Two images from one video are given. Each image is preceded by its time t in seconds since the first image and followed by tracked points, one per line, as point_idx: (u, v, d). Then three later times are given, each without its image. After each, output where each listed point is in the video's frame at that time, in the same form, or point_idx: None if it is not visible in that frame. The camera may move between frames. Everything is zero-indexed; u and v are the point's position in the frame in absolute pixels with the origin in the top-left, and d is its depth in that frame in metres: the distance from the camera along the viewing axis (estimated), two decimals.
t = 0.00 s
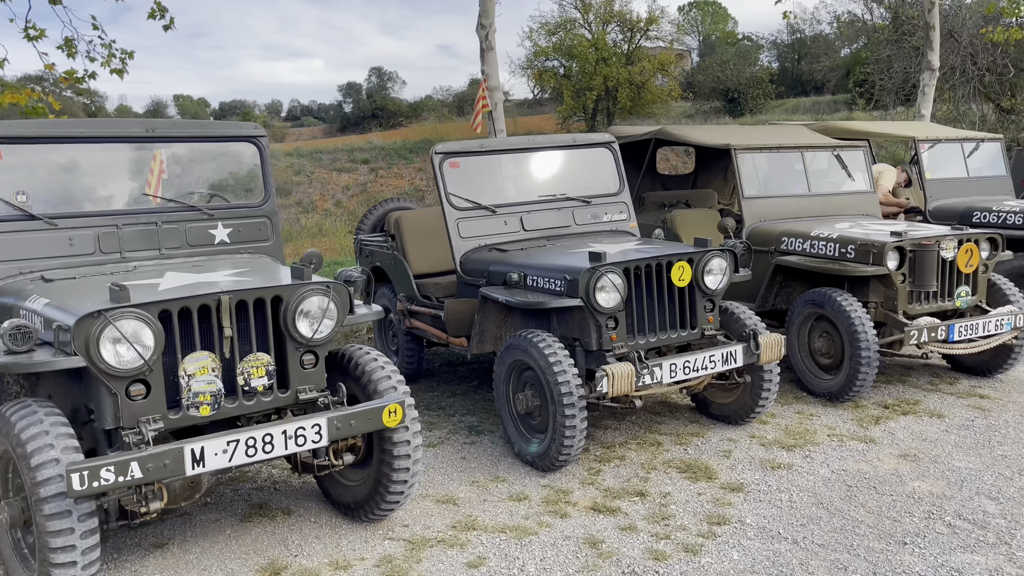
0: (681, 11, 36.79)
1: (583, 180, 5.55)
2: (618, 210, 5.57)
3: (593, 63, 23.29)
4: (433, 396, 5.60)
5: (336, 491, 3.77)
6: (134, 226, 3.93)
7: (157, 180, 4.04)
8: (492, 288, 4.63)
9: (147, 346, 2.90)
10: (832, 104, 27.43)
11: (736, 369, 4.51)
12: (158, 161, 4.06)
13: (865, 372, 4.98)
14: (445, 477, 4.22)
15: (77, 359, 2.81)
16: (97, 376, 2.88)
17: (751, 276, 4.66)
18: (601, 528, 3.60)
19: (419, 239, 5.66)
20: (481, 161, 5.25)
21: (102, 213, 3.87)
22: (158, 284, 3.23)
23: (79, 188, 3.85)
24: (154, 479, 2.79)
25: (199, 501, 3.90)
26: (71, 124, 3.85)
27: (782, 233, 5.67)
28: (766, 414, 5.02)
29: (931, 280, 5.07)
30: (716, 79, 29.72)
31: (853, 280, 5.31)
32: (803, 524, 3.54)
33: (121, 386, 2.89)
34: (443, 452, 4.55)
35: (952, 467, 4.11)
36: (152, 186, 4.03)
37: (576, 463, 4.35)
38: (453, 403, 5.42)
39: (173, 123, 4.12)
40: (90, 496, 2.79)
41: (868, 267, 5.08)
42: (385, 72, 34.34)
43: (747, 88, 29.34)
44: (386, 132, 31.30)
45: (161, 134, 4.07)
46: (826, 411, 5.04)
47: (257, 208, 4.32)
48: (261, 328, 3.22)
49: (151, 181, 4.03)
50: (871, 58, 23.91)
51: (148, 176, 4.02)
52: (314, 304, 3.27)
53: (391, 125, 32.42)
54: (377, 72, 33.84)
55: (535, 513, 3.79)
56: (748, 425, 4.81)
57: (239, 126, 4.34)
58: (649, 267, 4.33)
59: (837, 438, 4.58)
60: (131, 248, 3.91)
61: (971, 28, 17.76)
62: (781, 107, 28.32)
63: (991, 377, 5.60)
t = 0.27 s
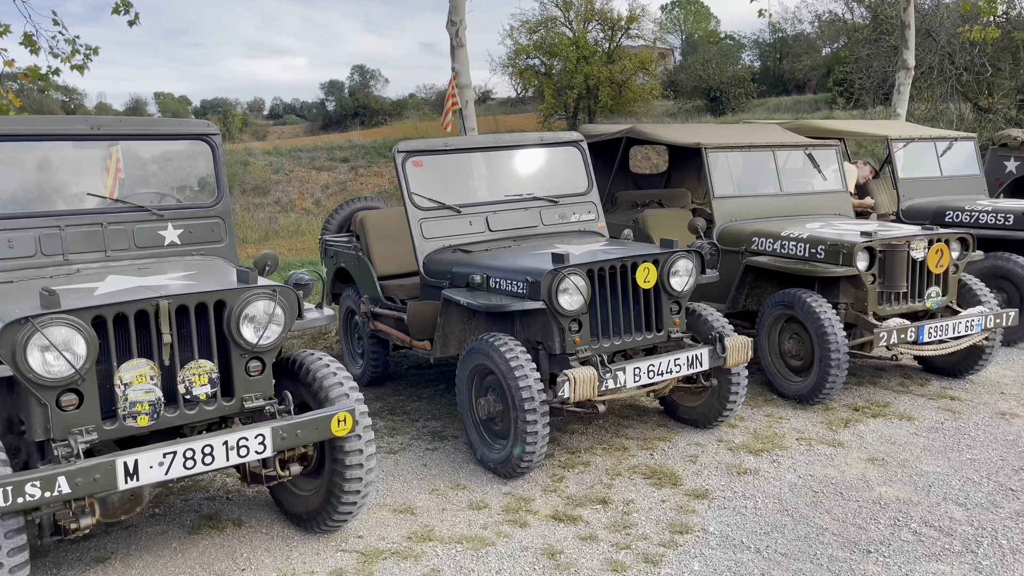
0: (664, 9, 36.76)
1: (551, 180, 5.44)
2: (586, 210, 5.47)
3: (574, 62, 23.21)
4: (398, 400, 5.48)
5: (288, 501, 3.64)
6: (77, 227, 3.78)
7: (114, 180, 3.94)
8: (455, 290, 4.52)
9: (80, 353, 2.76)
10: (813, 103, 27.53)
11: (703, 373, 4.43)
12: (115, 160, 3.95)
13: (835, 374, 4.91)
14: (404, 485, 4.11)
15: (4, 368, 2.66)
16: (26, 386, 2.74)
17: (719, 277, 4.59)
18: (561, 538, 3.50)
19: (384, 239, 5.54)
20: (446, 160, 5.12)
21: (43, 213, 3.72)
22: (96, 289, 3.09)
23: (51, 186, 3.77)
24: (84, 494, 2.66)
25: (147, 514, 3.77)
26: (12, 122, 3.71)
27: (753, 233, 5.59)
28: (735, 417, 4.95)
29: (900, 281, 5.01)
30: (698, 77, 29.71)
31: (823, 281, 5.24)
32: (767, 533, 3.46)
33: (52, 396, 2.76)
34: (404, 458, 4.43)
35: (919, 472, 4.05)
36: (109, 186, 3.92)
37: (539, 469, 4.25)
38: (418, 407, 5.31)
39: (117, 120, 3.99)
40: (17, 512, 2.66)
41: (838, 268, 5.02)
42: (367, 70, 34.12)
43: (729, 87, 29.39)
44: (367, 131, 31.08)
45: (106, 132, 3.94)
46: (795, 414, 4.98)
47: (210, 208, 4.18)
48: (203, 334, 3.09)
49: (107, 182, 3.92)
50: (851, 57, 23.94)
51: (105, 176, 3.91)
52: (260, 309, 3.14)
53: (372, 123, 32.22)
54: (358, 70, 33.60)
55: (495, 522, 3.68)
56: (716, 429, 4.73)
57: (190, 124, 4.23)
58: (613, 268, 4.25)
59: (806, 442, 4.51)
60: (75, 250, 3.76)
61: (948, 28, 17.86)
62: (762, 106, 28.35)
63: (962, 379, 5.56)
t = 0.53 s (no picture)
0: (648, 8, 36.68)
1: (523, 178, 5.33)
2: (559, 209, 5.36)
3: (558, 60, 23.10)
4: (368, 404, 5.35)
5: (243, 511, 3.51)
6: (23, 227, 3.63)
7: (72, 178, 3.84)
8: (421, 291, 4.39)
9: (10, 360, 2.61)
10: (797, 102, 27.54)
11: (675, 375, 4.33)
12: (73, 159, 3.85)
13: (811, 375, 4.82)
14: (367, 493, 3.98)
15: None
16: None
17: (692, 276, 4.49)
18: (525, 548, 3.38)
19: (353, 239, 5.41)
20: (414, 158, 4.99)
21: None
22: (32, 292, 2.95)
23: (28, 186, 3.72)
24: (12, 510, 2.51)
25: (95, 526, 3.62)
26: None
27: (728, 232, 5.50)
28: (710, 419, 4.85)
29: (876, 280, 4.94)
30: (683, 76, 29.64)
31: (799, 280, 5.16)
32: (737, 541, 3.35)
33: None
34: (369, 465, 4.30)
35: (895, 475, 3.96)
36: (65, 184, 3.82)
37: (507, 475, 4.13)
38: (387, 411, 5.18)
39: (66, 116, 3.88)
40: None
41: (813, 266, 4.93)
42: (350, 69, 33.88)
43: (714, 86, 29.37)
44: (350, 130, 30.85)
45: (54, 127, 3.82)
46: (771, 416, 4.89)
47: (164, 208, 4.03)
48: (146, 340, 2.94)
49: (65, 180, 3.82)
50: (834, 55, 23.92)
51: (63, 174, 3.82)
52: (207, 313, 3.00)
53: (356, 122, 31.98)
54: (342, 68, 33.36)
55: (458, 532, 3.56)
56: (690, 432, 4.63)
57: (143, 120, 4.08)
58: (583, 268, 4.13)
59: (780, 445, 4.42)
60: (19, 252, 3.61)
61: (929, 26, 17.88)
62: (747, 105, 28.31)
63: (939, 378, 5.48)
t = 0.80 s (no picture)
0: (635, 8, 36.61)
1: (495, 178, 5.19)
2: (532, 210, 5.23)
3: (543, 61, 23.00)
4: (336, 411, 5.20)
5: (195, 527, 3.36)
6: None
7: (28, 178, 3.71)
8: (387, 296, 4.26)
9: None
10: (784, 102, 27.51)
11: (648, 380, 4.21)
12: (30, 159, 3.72)
13: (788, 379, 4.72)
14: (328, 506, 3.84)
15: None
16: None
17: (665, 279, 4.38)
18: (489, 563, 3.25)
19: (320, 242, 5.27)
20: (381, 158, 4.85)
21: None
22: None
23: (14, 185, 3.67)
24: None
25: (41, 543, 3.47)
26: None
27: (705, 233, 5.42)
28: (685, 425, 4.74)
29: (854, 282, 4.84)
30: (670, 76, 29.57)
31: (776, 282, 5.06)
32: (709, 554, 3.24)
33: None
34: (333, 475, 4.17)
35: (872, 483, 3.85)
36: (21, 184, 3.69)
37: (475, 486, 4.00)
38: (356, 419, 5.04)
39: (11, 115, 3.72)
40: None
41: (790, 268, 4.83)
42: (336, 69, 33.66)
43: (701, 86, 29.33)
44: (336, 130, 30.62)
45: None
46: (747, 422, 4.78)
47: (117, 210, 3.88)
48: (84, 350, 2.80)
49: (21, 180, 3.70)
50: (819, 55, 23.88)
51: (19, 173, 3.69)
52: (149, 321, 2.86)
53: (342, 122, 31.75)
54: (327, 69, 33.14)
55: (420, 546, 3.43)
56: (665, 438, 4.52)
57: (93, 120, 3.93)
58: (552, 271, 4.00)
59: (756, 451, 4.31)
60: None
61: (913, 26, 17.87)
62: (733, 105, 28.26)
63: (920, 381, 5.39)
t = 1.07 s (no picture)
0: (624, 9, 36.53)
1: (470, 181, 5.06)
2: (508, 213, 5.11)
3: (531, 62, 22.90)
4: (308, 421, 5.07)
5: (150, 546, 3.23)
6: None
7: None
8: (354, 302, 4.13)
9: None
10: (773, 103, 27.48)
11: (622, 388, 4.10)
12: None
13: (768, 385, 4.62)
14: (292, 520, 3.71)
15: None
16: None
17: (640, 284, 4.27)
18: None
19: (291, 246, 5.13)
20: (351, 161, 4.72)
21: None
22: None
23: None
24: None
25: None
26: None
27: (684, 236, 5.31)
28: (664, 433, 4.63)
29: (835, 286, 4.74)
30: (660, 78, 29.49)
31: (756, 285, 4.96)
32: (682, 569, 3.13)
33: None
34: (299, 488, 4.04)
35: (852, 492, 3.75)
36: None
37: (444, 498, 3.88)
38: (327, 428, 4.91)
39: None
40: None
41: (770, 272, 4.73)
42: (325, 71, 33.49)
43: (691, 87, 29.28)
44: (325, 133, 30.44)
45: None
46: (727, 429, 4.67)
47: (70, 216, 3.75)
48: (25, 363, 2.67)
49: None
50: (808, 55, 23.83)
51: None
52: (94, 332, 2.73)
53: (330, 125, 31.58)
54: (316, 71, 32.97)
55: (384, 563, 3.30)
56: (642, 447, 4.41)
57: (47, 123, 3.81)
58: (523, 276, 3.88)
59: (735, 460, 4.20)
60: None
61: (900, 27, 17.86)
62: (723, 106, 28.19)
63: (903, 386, 5.30)
